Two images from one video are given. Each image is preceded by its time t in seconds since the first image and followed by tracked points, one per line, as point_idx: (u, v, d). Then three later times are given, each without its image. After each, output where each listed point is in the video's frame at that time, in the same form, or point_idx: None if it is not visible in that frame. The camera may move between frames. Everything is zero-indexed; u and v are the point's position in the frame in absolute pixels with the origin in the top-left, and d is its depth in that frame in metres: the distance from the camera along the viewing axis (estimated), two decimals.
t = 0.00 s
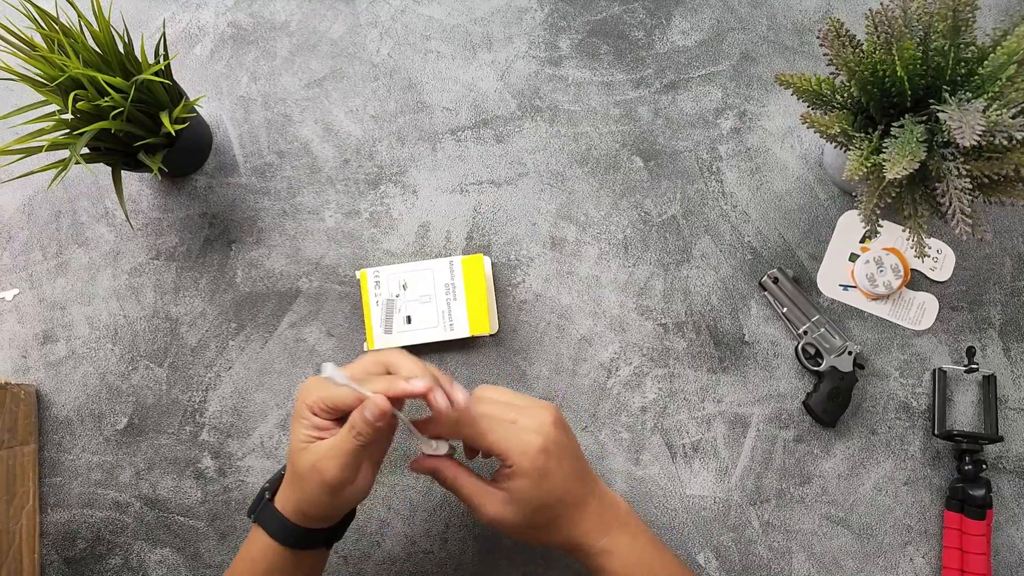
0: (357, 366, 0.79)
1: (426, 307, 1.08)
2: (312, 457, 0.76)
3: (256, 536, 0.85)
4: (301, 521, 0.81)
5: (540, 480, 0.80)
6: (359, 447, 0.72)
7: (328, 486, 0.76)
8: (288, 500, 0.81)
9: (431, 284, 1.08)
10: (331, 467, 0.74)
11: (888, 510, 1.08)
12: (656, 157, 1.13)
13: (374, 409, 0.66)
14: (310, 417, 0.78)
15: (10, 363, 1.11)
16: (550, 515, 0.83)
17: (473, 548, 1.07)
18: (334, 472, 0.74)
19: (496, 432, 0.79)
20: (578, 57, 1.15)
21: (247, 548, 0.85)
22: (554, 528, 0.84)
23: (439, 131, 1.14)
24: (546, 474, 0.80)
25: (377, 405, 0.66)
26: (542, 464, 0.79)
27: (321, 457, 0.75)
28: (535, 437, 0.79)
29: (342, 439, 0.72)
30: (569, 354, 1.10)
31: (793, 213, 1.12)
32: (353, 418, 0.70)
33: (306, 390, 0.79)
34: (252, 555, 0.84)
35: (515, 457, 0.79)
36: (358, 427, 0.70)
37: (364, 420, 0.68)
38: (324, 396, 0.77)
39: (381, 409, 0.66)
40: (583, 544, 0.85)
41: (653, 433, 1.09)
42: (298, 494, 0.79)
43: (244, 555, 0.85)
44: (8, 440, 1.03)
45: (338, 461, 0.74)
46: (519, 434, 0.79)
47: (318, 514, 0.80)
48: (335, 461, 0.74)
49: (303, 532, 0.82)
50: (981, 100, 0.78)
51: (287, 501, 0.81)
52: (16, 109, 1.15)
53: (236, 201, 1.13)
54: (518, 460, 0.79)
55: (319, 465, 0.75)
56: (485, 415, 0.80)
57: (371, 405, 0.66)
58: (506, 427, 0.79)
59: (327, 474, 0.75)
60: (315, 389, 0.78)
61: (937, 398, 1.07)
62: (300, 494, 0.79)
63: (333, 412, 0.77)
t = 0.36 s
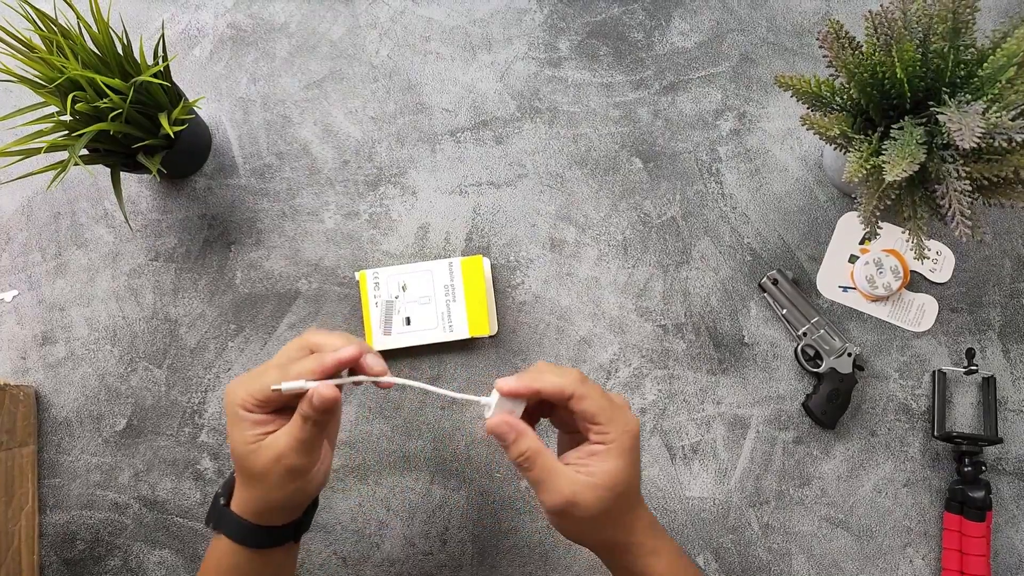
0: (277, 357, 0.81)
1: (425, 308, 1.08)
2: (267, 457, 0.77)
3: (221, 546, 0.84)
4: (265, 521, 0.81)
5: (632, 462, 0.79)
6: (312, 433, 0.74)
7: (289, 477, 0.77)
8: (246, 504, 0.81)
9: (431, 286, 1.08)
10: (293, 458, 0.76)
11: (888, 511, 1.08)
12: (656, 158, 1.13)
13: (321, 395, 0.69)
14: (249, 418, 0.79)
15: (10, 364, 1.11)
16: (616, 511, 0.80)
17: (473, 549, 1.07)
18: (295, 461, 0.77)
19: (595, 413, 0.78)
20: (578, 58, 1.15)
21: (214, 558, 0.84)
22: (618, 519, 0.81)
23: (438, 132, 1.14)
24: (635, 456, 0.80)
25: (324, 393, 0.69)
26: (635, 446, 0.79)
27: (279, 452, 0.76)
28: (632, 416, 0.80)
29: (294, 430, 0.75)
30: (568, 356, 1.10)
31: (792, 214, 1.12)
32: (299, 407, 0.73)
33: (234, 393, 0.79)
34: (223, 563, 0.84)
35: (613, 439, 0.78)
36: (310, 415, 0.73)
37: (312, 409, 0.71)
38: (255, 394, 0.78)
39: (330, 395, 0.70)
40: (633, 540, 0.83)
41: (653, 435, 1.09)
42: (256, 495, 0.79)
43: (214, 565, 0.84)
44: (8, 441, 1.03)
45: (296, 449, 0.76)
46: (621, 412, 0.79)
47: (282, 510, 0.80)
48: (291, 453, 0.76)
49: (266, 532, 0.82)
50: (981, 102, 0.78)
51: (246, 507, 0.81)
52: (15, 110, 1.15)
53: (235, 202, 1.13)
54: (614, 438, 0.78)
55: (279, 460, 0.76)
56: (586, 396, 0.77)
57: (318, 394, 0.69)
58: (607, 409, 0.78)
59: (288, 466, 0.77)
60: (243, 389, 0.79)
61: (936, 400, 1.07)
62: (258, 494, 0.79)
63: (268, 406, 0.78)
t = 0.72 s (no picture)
0: (235, 391, 0.72)
1: (426, 309, 1.08)
2: (249, 510, 0.73)
3: None
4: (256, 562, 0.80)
5: (681, 451, 0.74)
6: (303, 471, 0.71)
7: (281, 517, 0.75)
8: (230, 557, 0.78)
9: (431, 286, 1.08)
10: (283, 504, 0.74)
11: (888, 512, 1.08)
12: (656, 159, 1.13)
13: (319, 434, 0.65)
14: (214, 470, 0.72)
15: (10, 364, 1.11)
16: (664, 511, 0.74)
17: (473, 550, 1.07)
18: (285, 507, 0.74)
19: (632, 391, 0.71)
20: (578, 59, 1.15)
21: None
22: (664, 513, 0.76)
23: (438, 133, 1.14)
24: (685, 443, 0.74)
25: (324, 424, 0.65)
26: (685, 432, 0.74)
27: (266, 505, 0.73)
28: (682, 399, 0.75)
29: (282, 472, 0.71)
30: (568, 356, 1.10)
31: (793, 215, 1.12)
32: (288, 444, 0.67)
33: (186, 445, 0.70)
34: None
35: (662, 426, 0.73)
36: (299, 454, 0.68)
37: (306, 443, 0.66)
38: (216, 442, 0.69)
39: (329, 426, 0.65)
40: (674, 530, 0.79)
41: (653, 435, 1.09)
42: (241, 541, 0.76)
43: None
44: (8, 441, 1.03)
45: (284, 497, 0.73)
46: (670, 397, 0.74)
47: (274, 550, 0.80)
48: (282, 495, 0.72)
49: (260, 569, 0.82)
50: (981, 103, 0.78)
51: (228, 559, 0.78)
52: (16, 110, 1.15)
53: (236, 202, 1.13)
54: (664, 425, 0.73)
55: (266, 512, 0.73)
56: (620, 372, 0.71)
57: (316, 428, 0.65)
58: (648, 389, 0.71)
59: (277, 513, 0.74)
60: (198, 438, 0.70)
61: (937, 401, 1.06)
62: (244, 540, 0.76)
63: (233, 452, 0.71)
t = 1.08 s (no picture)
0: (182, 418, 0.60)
1: (426, 309, 1.08)
2: (169, 553, 0.66)
3: None
4: None
5: (701, 557, 0.58)
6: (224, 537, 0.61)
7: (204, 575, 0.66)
8: None
9: (430, 286, 1.08)
10: (205, 562, 0.65)
11: (888, 512, 1.08)
12: (656, 159, 1.13)
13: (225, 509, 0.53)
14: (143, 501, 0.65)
15: (10, 365, 1.11)
16: None
17: (473, 550, 1.07)
18: (203, 566, 0.65)
19: (652, 514, 0.52)
20: (578, 59, 1.15)
21: None
22: None
23: (438, 133, 1.14)
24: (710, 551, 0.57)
25: (229, 507, 0.53)
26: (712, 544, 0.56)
27: (183, 554, 0.65)
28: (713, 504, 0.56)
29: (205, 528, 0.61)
30: (568, 356, 1.10)
31: (793, 216, 1.12)
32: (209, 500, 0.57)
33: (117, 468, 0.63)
34: None
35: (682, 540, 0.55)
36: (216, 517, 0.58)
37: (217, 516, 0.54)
38: (138, 471, 0.61)
39: (236, 510, 0.53)
40: None
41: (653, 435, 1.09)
42: None
43: None
44: (8, 441, 1.03)
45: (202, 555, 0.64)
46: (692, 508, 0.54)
47: None
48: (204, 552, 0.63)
49: None
50: (981, 103, 0.78)
51: None
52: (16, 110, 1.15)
53: (236, 202, 1.13)
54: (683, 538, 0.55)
55: (182, 561, 0.65)
56: (639, 486, 0.51)
57: (220, 506, 0.53)
58: (668, 503, 0.52)
59: (196, 567, 0.65)
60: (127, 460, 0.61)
61: (937, 401, 1.07)
62: None
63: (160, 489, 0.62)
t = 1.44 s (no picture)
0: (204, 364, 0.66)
1: (426, 309, 1.08)
2: (175, 498, 0.68)
3: None
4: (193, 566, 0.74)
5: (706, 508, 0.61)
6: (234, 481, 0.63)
7: (209, 529, 0.67)
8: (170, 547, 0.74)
9: (431, 287, 1.08)
10: (210, 513, 0.66)
11: (889, 513, 1.08)
12: (657, 159, 1.13)
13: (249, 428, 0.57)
14: (162, 444, 0.69)
15: (10, 365, 1.11)
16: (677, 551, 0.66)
17: (473, 550, 1.07)
18: (206, 514, 0.66)
19: (668, 456, 0.56)
20: (578, 59, 1.15)
21: None
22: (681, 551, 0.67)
23: (438, 133, 1.14)
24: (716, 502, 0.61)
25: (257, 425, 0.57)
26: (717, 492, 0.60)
27: (187, 500, 0.66)
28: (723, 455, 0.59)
29: (214, 470, 0.64)
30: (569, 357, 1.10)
31: (793, 216, 1.12)
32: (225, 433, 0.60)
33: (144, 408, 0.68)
34: None
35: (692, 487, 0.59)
36: (231, 452, 0.61)
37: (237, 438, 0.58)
38: (162, 407, 0.66)
39: (260, 428, 0.57)
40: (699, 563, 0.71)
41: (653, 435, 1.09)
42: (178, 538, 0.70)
43: None
44: (8, 441, 1.03)
45: (206, 501, 0.65)
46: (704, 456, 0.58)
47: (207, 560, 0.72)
48: (209, 502, 0.65)
49: None
50: (981, 104, 0.78)
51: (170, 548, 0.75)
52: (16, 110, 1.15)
53: (236, 202, 1.13)
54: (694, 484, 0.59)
55: (186, 509, 0.66)
56: (660, 431, 0.55)
57: (249, 428, 0.57)
58: (683, 450, 0.56)
59: (198, 516, 0.66)
60: (154, 400, 0.67)
61: (937, 401, 1.07)
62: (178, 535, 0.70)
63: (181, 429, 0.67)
